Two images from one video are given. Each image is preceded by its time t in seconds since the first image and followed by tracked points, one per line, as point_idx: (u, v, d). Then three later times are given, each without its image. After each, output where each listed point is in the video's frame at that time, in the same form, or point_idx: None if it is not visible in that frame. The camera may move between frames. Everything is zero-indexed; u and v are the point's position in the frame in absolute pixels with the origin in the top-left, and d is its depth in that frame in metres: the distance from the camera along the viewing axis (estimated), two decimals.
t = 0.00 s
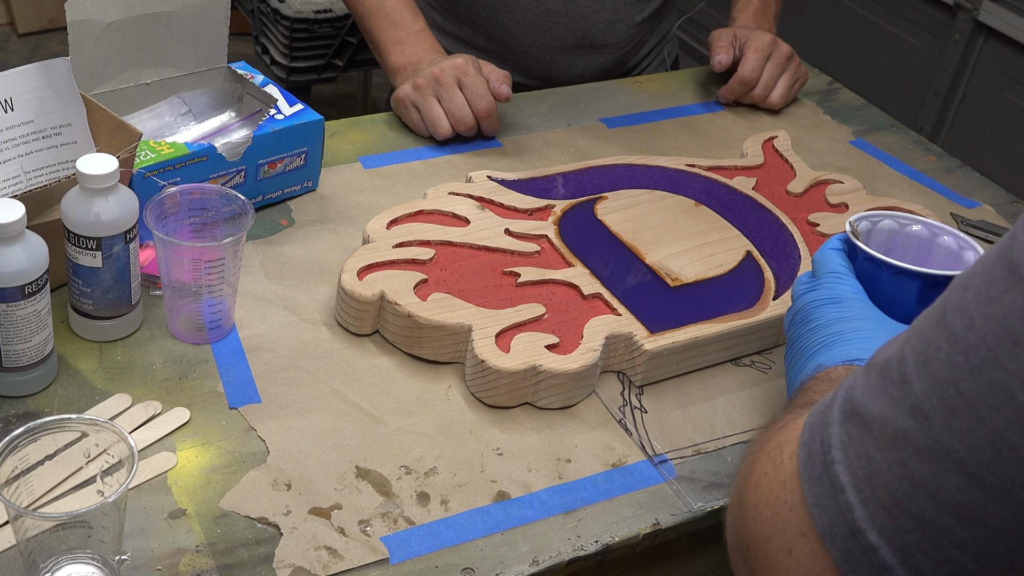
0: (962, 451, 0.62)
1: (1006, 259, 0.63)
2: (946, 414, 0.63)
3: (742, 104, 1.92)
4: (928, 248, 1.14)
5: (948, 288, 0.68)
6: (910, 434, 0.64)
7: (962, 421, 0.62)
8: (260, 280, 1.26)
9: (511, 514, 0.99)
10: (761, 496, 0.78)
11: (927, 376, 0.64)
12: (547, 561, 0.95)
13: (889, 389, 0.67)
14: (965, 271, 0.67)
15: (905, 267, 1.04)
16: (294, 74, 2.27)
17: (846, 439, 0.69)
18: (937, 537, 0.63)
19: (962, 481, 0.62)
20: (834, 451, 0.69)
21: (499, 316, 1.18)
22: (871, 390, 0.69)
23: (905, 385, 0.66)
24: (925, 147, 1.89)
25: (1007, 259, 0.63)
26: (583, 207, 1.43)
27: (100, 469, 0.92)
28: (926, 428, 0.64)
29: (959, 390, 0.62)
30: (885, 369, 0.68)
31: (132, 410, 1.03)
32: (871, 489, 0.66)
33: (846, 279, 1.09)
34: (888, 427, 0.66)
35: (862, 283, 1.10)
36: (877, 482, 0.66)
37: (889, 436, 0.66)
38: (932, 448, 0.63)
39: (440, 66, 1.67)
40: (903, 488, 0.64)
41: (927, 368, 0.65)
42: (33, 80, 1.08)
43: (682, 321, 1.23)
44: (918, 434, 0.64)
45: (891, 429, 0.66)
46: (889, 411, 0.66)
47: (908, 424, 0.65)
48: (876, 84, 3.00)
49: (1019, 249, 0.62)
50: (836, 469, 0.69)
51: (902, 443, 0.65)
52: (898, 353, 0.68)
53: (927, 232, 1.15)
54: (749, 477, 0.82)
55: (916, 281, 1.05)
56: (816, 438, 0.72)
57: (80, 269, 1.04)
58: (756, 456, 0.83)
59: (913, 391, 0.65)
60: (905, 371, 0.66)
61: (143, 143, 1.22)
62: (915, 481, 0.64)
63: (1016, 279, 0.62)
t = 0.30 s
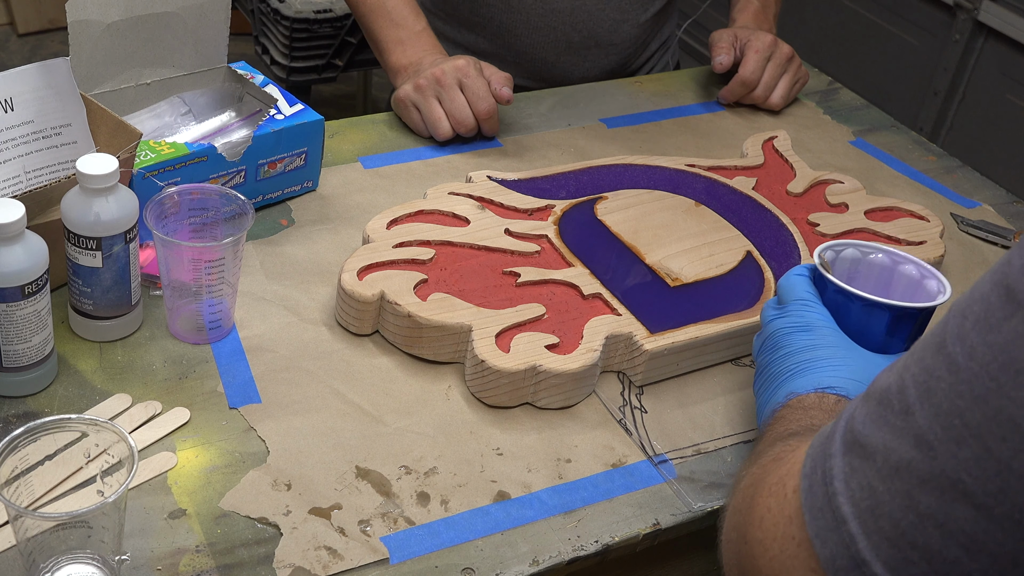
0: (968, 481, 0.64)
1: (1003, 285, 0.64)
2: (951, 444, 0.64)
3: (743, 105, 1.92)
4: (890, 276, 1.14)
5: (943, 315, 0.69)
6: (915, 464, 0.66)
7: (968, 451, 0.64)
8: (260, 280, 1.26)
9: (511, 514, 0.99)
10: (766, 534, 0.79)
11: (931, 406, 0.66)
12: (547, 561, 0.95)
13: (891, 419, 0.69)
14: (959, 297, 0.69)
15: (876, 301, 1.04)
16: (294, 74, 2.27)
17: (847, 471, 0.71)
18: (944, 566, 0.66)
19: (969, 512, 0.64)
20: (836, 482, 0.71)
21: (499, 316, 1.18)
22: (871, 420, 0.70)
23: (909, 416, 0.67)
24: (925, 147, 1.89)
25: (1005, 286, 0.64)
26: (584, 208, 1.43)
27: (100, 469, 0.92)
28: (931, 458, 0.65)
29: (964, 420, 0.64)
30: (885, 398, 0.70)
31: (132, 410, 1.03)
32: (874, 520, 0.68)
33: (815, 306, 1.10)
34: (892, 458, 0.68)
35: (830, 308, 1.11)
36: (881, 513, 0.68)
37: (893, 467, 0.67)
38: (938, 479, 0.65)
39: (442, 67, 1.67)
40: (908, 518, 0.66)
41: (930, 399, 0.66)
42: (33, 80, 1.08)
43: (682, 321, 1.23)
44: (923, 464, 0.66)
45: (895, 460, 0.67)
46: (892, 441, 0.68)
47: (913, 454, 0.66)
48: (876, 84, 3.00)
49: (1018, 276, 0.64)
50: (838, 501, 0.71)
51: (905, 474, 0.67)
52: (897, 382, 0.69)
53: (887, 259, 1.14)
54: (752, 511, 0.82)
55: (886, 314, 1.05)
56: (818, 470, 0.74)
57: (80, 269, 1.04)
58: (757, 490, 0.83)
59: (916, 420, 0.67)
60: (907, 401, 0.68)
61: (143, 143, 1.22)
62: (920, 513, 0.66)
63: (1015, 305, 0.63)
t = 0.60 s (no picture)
0: (969, 488, 0.64)
1: (1003, 290, 0.65)
2: (953, 451, 0.64)
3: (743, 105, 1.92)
4: (884, 283, 1.13)
5: (942, 321, 0.69)
6: (915, 472, 0.66)
7: (970, 458, 0.63)
8: (259, 280, 1.26)
9: (511, 514, 0.99)
10: (767, 544, 0.79)
11: (931, 413, 0.66)
12: (547, 561, 0.95)
13: (891, 427, 0.69)
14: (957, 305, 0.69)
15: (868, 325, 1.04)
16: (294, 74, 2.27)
17: (846, 479, 0.71)
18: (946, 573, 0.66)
19: (971, 520, 0.64)
20: (835, 490, 0.71)
21: (499, 316, 1.18)
22: (871, 427, 0.70)
23: (909, 423, 0.67)
24: (925, 147, 1.89)
25: (1005, 292, 0.65)
26: (584, 208, 1.43)
27: (100, 469, 0.92)
28: (932, 465, 0.65)
29: (967, 426, 0.64)
30: (884, 405, 0.70)
31: (132, 410, 1.03)
32: (874, 529, 0.68)
33: (806, 323, 1.10)
34: (892, 465, 0.67)
35: (821, 325, 1.10)
36: (881, 522, 0.68)
37: (892, 474, 0.67)
38: (939, 487, 0.65)
39: (442, 67, 1.67)
40: (908, 526, 0.66)
41: (930, 406, 0.66)
42: (33, 80, 1.08)
43: (682, 322, 1.23)
44: (924, 471, 0.66)
45: (895, 467, 0.67)
46: (892, 449, 0.68)
47: (914, 461, 0.66)
48: (876, 84, 3.00)
49: (1018, 284, 0.64)
50: (838, 509, 0.71)
51: (905, 481, 0.66)
52: (896, 389, 0.69)
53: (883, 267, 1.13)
54: (751, 523, 0.82)
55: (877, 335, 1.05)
56: (817, 478, 0.74)
57: (80, 269, 1.04)
58: (756, 501, 0.84)
59: (916, 428, 0.67)
60: (907, 408, 0.68)
61: (143, 143, 1.22)
62: (920, 520, 0.66)
63: (1016, 311, 0.63)
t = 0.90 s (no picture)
0: (987, 504, 0.64)
1: (1014, 301, 0.65)
2: (971, 468, 0.65)
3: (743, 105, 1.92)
4: (884, 282, 1.13)
5: (949, 332, 0.69)
6: (932, 488, 0.66)
7: (990, 475, 0.64)
8: (260, 280, 1.26)
9: (511, 514, 0.99)
10: (773, 565, 0.79)
11: (945, 429, 0.66)
12: (546, 561, 0.95)
13: (901, 442, 0.69)
14: (963, 313, 0.69)
15: (865, 323, 1.03)
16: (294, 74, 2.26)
17: (857, 496, 0.71)
18: None
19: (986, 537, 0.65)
20: (844, 507, 0.72)
21: (499, 316, 1.18)
22: (879, 442, 0.70)
23: (922, 439, 0.67)
24: (925, 147, 1.89)
25: (1016, 302, 0.65)
26: (584, 208, 1.43)
27: (100, 469, 0.92)
28: (949, 482, 0.66)
29: (985, 442, 0.64)
30: (892, 419, 0.70)
31: (132, 410, 1.03)
32: (887, 545, 0.69)
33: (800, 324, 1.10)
34: (905, 482, 0.68)
35: (814, 327, 1.11)
36: (894, 539, 0.68)
37: (906, 491, 0.68)
38: (957, 503, 0.65)
39: (442, 66, 1.67)
40: (925, 544, 0.67)
41: (944, 421, 0.66)
42: (33, 80, 1.08)
43: (682, 321, 1.23)
44: (940, 487, 0.66)
45: (909, 483, 0.68)
46: (904, 464, 0.68)
47: (929, 478, 0.67)
48: (876, 83, 2.99)
49: None
50: (848, 526, 0.71)
51: (920, 497, 0.67)
52: (904, 403, 0.69)
53: (882, 267, 1.13)
54: (752, 540, 0.82)
55: (876, 335, 1.04)
56: (824, 494, 0.74)
57: (80, 269, 1.04)
58: (757, 515, 0.83)
59: (930, 443, 0.67)
60: (919, 423, 0.68)
61: (143, 143, 1.22)
62: (938, 537, 0.66)
63: None
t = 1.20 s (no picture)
0: (988, 499, 0.64)
1: (1018, 296, 0.65)
2: (971, 462, 0.65)
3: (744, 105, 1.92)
4: (884, 283, 1.13)
5: (953, 325, 0.69)
6: (932, 482, 0.66)
7: (990, 470, 0.64)
8: (260, 280, 1.26)
9: (511, 514, 0.99)
10: (772, 555, 0.78)
11: (946, 422, 0.66)
12: (547, 561, 0.95)
13: (903, 432, 0.69)
14: (967, 307, 0.69)
15: (866, 323, 1.05)
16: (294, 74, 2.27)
17: (859, 487, 0.71)
18: None
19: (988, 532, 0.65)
20: (848, 498, 0.71)
21: (499, 316, 1.18)
22: (882, 432, 0.70)
23: (923, 432, 0.67)
24: (925, 147, 1.89)
25: (1020, 297, 0.65)
26: (583, 208, 1.43)
27: (100, 469, 0.92)
28: (950, 476, 0.66)
29: (985, 437, 0.64)
30: (894, 410, 0.70)
31: (132, 410, 1.03)
32: (892, 539, 0.68)
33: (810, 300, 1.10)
34: (907, 474, 0.68)
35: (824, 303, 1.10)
36: (898, 532, 0.68)
37: (909, 484, 0.68)
38: (958, 497, 0.65)
39: (442, 66, 1.67)
40: (927, 538, 0.67)
41: (946, 415, 0.66)
42: (33, 80, 1.08)
43: (682, 321, 1.23)
44: (941, 481, 0.66)
45: (911, 476, 0.67)
46: (906, 456, 0.68)
47: (930, 471, 0.67)
48: (876, 84, 2.99)
49: None
50: (853, 518, 0.71)
51: (922, 491, 0.67)
52: (907, 394, 0.69)
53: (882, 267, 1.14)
54: (752, 526, 0.82)
55: (879, 334, 1.06)
56: (827, 483, 0.74)
57: (80, 269, 1.04)
58: (757, 500, 0.83)
59: (931, 436, 0.67)
60: (921, 416, 0.68)
61: (143, 143, 1.22)
62: (940, 532, 0.66)
63: None
